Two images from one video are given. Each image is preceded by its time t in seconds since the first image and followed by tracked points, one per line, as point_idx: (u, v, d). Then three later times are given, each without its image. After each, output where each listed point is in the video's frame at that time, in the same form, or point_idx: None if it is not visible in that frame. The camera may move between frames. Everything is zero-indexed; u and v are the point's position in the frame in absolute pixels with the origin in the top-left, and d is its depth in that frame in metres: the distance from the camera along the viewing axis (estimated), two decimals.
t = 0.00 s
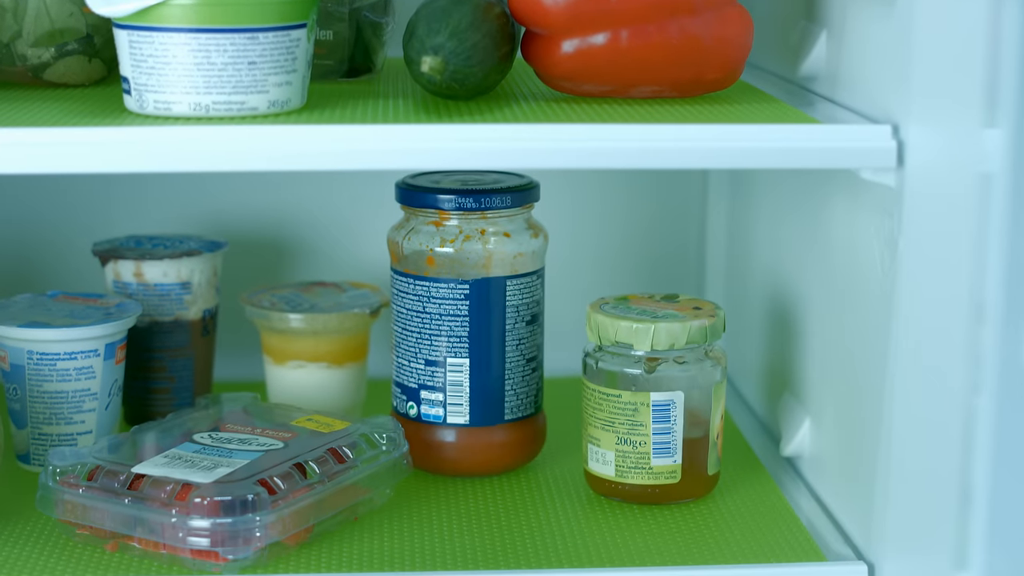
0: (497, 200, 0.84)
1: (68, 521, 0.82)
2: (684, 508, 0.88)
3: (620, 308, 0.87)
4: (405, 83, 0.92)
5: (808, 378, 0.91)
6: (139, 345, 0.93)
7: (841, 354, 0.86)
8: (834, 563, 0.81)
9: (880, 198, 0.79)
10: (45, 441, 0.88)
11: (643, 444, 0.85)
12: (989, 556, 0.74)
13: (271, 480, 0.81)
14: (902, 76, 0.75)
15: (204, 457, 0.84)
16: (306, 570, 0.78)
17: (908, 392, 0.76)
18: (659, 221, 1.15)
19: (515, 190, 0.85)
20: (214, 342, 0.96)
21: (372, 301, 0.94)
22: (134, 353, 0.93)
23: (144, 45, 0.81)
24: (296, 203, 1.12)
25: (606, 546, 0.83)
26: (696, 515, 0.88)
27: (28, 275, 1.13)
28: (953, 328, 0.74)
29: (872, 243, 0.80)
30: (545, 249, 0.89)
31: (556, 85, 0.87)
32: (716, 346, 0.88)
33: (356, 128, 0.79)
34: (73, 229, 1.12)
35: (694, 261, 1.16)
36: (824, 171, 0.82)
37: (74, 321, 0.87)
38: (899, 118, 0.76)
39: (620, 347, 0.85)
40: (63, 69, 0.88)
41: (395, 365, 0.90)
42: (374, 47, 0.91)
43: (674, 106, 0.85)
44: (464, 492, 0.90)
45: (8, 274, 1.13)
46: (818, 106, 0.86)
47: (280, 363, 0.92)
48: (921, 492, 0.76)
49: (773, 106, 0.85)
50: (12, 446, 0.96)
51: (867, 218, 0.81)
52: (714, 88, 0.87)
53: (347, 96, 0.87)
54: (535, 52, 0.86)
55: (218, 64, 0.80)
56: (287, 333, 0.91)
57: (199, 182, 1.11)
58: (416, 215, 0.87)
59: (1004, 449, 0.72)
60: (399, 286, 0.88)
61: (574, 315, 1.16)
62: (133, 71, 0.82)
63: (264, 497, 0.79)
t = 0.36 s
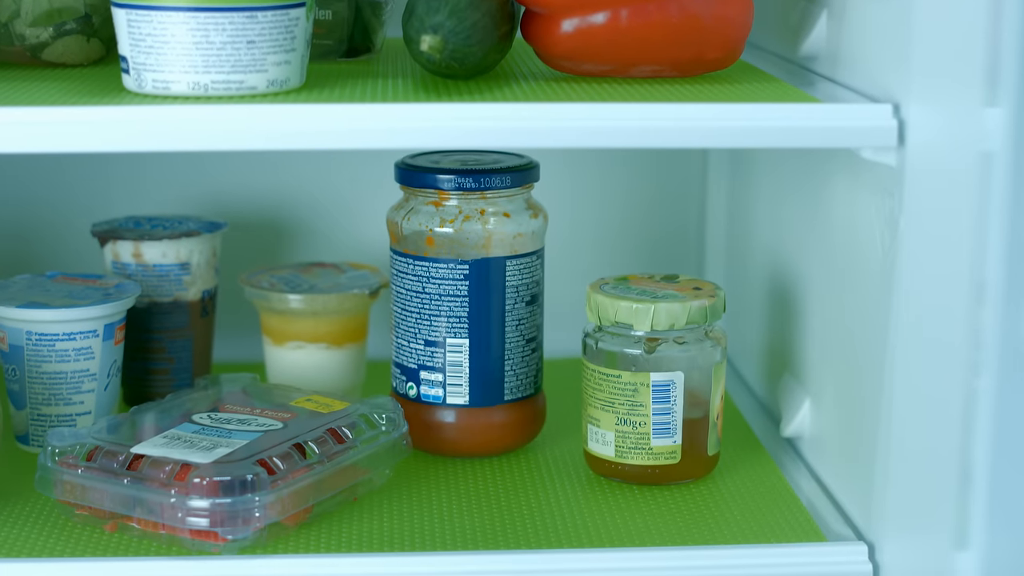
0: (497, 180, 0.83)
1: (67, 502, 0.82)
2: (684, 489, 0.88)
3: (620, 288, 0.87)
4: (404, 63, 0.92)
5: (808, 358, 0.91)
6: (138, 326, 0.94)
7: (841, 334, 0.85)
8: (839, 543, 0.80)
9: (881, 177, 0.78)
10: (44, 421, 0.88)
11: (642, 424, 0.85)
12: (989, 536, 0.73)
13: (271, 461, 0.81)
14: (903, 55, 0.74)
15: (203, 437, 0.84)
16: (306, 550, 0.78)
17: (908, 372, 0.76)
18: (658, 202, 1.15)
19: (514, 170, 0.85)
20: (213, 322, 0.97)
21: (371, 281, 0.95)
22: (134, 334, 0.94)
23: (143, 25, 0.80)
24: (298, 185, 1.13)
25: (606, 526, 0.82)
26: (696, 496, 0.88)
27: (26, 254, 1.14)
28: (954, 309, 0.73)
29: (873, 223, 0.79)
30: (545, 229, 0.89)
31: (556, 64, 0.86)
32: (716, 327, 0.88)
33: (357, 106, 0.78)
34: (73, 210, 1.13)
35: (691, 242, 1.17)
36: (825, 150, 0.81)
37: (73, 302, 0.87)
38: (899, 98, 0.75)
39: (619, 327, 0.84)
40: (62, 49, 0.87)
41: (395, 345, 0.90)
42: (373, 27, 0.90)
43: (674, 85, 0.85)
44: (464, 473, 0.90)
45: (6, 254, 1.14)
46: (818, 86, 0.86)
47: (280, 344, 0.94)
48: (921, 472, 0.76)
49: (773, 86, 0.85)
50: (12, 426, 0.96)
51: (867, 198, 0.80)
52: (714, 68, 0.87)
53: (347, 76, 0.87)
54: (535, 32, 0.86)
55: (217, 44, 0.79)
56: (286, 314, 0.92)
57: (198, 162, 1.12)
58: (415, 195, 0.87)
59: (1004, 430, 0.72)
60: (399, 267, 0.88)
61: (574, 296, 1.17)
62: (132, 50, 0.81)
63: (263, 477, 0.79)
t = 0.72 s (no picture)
0: (497, 157, 0.83)
1: (66, 480, 0.82)
2: (684, 467, 0.88)
3: (621, 266, 0.86)
4: (404, 39, 0.92)
5: (808, 337, 0.91)
6: (138, 304, 0.94)
7: (841, 312, 0.85)
8: (839, 520, 0.80)
9: (883, 153, 0.77)
10: (44, 399, 0.88)
11: (643, 402, 0.85)
12: (992, 513, 0.73)
13: (270, 439, 0.81)
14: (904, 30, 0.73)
15: (203, 414, 0.84)
16: (306, 527, 0.78)
17: (909, 352, 0.75)
18: (658, 181, 1.16)
19: (514, 147, 0.84)
20: (213, 300, 0.98)
21: (371, 259, 0.95)
22: (133, 312, 0.94)
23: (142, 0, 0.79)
24: (298, 164, 1.13)
25: (606, 504, 0.82)
26: (696, 474, 0.88)
27: (25, 232, 1.14)
28: (958, 286, 0.73)
29: (875, 200, 0.79)
30: (545, 206, 0.89)
31: (556, 41, 0.86)
32: (717, 305, 0.88)
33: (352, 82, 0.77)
34: (73, 188, 1.14)
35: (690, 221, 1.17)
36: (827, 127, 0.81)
37: (72, 280, 0.87)
38: (901, 74, 0.74)
39: (619, 305, 0.84)
40: (61, 26, 0.87)
41: (395, 323, 0.90)
42: (373, 4, 0.90)
43: (674, 62, 0.84)
44: (464, 451, 0.90)
45: (5, 231, 1.14)
46: (819, 63, 0.86)
47: (280, 322, 0.94)
48: (920, 452, 0.76)
49: (773, 61, 0.85)
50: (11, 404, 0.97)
51: (868, 175, 0.80)
52: (715, 45, 0.87)
53: (347, 53, 0.87)
54: (536, 8, 0.86)
55: (216, 19, 0.78)
56: (286, 292, 0.92)
57: (197, 141, 1.12)
58: (415, 172, 0.86)
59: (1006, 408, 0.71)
60: (399, 244, 0.87)
61: (574, 273, 1.18)
62: (130, 25, 0.81)
63: (263, 454, 0.79)
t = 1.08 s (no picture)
0: (499, 137, 0.83)
1: (67, 460, 0.82)
2: (685, 448, 0.88)
3: (623, 246, 0.86)
4: (406, 20, 0.92)
5: (810, 319, 0.91)
6: (139, 285, 0.94)
7: (843, 292, 0.85)
8: (841, 500, 0.80)
9: (885, 133, 0.77)
10: (45, 380, 0.88)
11: (644, 382, 0.84)
12: (994, 494, 0.72)
13: (272, 419, 0.81)
14: (909, 11, 0.73)
15: (204, 395, 0.84)
16: (307, 508, 0.78)
17: (912, 332, 0.75)
18: (660, 163, 1.16)
19: (516, 127, 0.84)
20: (214, 281, 0.98)
21: (372, 240, 0.96)
22: (134, 294, 0.94)
23: None
24: (300, 145, 1.14)
25: (608, 484, 0.82)
26: (697, 454, 0.88)
27: (27, 213, 1.15)
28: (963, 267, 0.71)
29: (877, 179, 0.78)
30: (547, 186, 0.89)
31: (558, 21, 0.86)
32: (719, 286, 0.87)
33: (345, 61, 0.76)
34: (74, 169, 1.14)
35: (691, 203, 1.17)
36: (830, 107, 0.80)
37: (73, 260, 0.86)
38: (904, 53, 0.74)
39: (621, 285, 0.84)
40: (61, 6, 0.88)
41: (396, 304, 0.90)
42: None
43: (676, 42, 0.84)
44: (466, 432, 0.90)
45: (7, 212, 1.14)
46: (821, 42, 0.85)
47: (281, 303, 0.94)
48: (921, 433, 0.75)
49: (775, 40, 0.85)
50: (12, 385, 0.97)
51: (871, 154, 0.79)
52: (718, 24, 0.86)
53: (348, 32, 0.86)
54: None
55: None
56: (288, 273, 0.93)
57: (202, 121, 1.13)
58: (417, 152, 0.86)
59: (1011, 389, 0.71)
60: (400, 225, 0.87)
61: (575, 253, 1.18)
62: (131, 4, 0.80)
63: (264, 434, 0.79)
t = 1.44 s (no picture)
0: (502, 120, 0.82)
1: (70, 443, 0.82)
2: (689, 431, 0.88)
3: (627, 230, 0.86)
4: (409, 3, 0.91)
5: (814, 303, 0.91)
6: (142, 269, 0.94)
7: (848, 277, 0.84)
8: (845, 484, 0.80)
9: (890, 116, 0.76)
10: (48, 363, 0.88)
11: (649, 366, 0.84)
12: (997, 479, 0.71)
13: (276, 402, 0.80)
14: None
15: (207, 378, 0.84)
16: (310, 491, 0.78)
17: (917, 317, 0.74)
18: (663, 149, 1.16)
19: (520, 110, 0.84)
20: (216, 265, 0.98)
21: (376, 224, 0.95)
22: (137, 278, 0.94)
23: None
24: (303, 129, 1.14)
25: (612, 468, 0.82)
26: (701, 438, 0.87)
27: (29, 197, 1.15)
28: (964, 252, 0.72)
29: (881, 162, 0.78)
30: (551, 170, 0.89)
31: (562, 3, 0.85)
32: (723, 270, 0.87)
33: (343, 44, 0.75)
34: (77, 152, 1.14)
35: (695, 187, 1.17)
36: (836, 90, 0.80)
37: (76, 244, 0.86)
38: (910, 35, 0.73)
39: (625, 269, 0.84)
40: None
41: (400, 288, 0.90)
42: None
43: (680, 25, 0.84)
44: (470, 415, 0.90)
45: (10, 196, 1.14)
46: (826, 25, 0.85)
47: (283, 287, 0.94)
48: (926, 417, 0.75)
49: (779, 23, 0.85)
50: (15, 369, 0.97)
51: (877, 137, 0.79)
52: (721, 7, 0.86)
53: (351, 15, 0.86)
54: None
55: None
56: (291, 257, 0.93)
57: (206, 104, 1.13)
58: (420, 135, 0.86)
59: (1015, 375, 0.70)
60: (404, 208, 0.87)
61: (579, 237, 1.18)
62: None
63: (268, 418, 0.79)
